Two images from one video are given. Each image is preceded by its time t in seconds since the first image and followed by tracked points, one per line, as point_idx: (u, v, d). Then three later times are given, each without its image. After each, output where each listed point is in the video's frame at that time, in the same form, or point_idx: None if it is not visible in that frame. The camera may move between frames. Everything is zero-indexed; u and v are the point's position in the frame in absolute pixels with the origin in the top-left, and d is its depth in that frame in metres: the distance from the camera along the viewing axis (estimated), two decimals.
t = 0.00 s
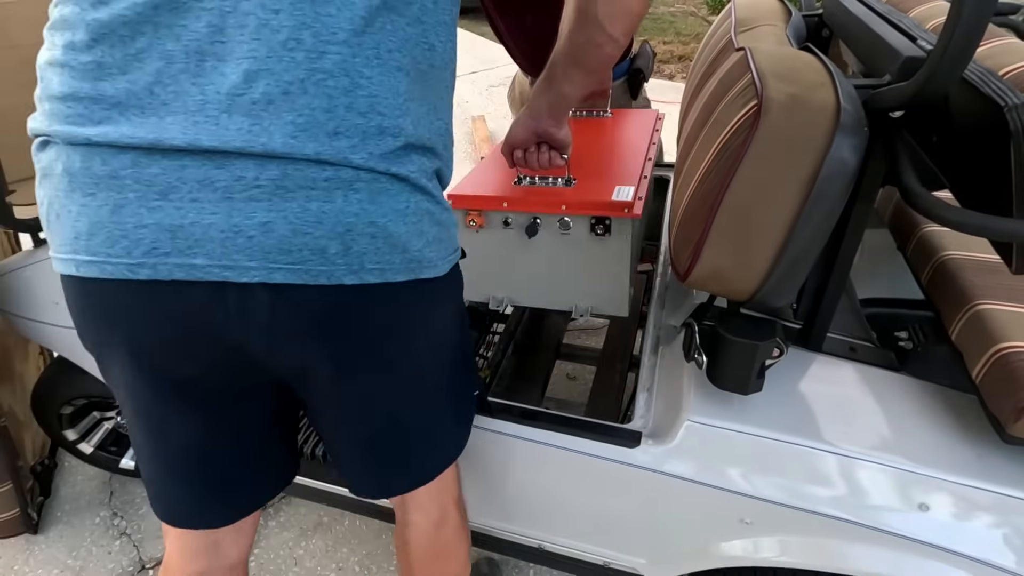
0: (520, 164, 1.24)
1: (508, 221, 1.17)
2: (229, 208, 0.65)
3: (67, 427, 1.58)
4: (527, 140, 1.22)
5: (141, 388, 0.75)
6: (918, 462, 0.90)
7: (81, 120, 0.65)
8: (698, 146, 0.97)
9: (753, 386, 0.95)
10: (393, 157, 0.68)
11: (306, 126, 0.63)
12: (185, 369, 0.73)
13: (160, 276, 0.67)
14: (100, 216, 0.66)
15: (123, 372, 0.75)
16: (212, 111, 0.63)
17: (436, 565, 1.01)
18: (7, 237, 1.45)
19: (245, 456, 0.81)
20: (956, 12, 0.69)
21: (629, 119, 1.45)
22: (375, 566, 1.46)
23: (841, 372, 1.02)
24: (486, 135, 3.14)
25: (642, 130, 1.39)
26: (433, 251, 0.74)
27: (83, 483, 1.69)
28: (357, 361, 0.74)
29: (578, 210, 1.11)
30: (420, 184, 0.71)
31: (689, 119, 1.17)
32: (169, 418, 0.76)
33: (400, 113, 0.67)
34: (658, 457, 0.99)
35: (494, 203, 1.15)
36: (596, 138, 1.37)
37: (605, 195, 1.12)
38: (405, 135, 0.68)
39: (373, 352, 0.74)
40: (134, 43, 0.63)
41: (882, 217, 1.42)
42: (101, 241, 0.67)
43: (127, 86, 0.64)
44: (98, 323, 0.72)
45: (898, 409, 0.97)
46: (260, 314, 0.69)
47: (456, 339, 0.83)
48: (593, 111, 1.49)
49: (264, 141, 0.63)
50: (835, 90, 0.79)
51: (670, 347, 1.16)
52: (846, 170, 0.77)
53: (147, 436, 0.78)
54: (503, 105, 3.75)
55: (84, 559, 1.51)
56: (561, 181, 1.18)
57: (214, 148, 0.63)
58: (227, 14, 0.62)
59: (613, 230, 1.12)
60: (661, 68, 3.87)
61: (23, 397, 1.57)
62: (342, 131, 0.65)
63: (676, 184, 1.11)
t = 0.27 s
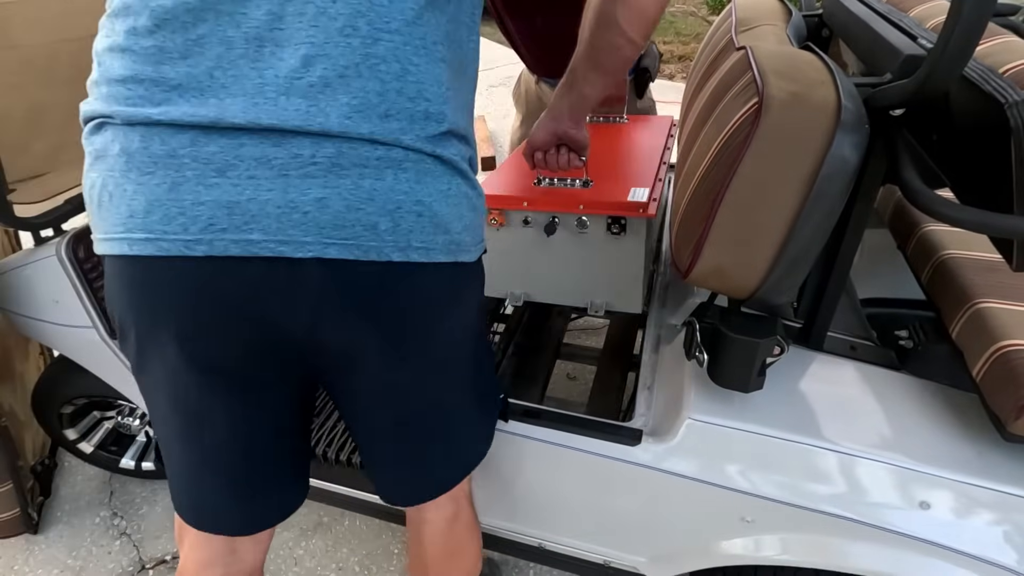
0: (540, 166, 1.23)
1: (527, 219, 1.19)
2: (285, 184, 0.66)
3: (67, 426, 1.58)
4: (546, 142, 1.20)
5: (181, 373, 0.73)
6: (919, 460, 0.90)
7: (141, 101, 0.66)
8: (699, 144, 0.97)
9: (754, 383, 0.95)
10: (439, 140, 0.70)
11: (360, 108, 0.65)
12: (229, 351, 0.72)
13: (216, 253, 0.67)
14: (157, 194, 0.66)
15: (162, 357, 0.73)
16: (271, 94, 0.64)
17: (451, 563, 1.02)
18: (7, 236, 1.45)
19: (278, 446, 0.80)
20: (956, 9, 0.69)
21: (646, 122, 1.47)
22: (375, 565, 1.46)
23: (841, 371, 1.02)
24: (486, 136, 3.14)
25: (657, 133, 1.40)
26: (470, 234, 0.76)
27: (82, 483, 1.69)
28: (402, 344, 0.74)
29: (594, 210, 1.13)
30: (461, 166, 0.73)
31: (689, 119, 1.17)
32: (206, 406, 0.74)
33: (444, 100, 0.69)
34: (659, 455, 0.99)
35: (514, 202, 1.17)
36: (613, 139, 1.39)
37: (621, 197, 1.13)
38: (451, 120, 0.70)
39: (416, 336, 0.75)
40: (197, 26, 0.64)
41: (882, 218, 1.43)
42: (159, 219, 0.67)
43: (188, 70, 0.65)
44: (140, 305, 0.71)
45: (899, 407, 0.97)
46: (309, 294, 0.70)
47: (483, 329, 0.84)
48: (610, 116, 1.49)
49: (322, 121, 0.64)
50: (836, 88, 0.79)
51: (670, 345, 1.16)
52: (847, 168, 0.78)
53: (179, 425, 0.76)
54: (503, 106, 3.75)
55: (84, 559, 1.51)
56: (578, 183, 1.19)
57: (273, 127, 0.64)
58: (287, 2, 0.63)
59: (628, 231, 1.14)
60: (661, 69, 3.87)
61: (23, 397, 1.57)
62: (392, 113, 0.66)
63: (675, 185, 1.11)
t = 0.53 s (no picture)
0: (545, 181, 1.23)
1: (532, 234, 1.19)
2: (314, 177, 0.66)
3: (67, 426, 1.58)
4: (553, 157, 1.21)
5: (204, 365, 0.73)
6: (919, 460, 0.90)
7: (176, 93, 0.67)
8: (698, 144, 0.97)
9: (754, 383, 0.95)
10: (464, 138, 0.70)
11: (391, 104, 0.66)
12: (254, 343, 0.72)
13: (245, 244, 0.67)
14: (188, 184, 0.67)
15: (186, 349, 0.73)
16: (303, 87, 0.64)
17: (456, 562, 1.01)
18: (7, 236, 1.45)
19: (296, 441, 0.79)
20: (956, 9, 0.69)
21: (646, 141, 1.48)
22: (375, 565, 1.46)
23: (840, 371, 1.02)
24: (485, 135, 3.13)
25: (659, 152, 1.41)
26: (491, 235, 0.76)
27: (83, 483, 1.69)
28: (425, 340, 0.74)
29: (599, 226, 1.13)
30: (486, 166, 0.73)
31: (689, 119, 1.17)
32: (229, 398, 0.74)
33: (472, 100, 0.70)
34: (659, 455, 0.99)
35: (519, 217, 1.17)
36: (615, 157, 1.40)
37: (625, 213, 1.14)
38: (477, 120, 0.71)
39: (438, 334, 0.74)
40: (235, 20, 0.65)
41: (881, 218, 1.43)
42: (188, 209, 0.67)
43: (223, 63, 0.65)
44: (166, 295, 0.71)
45: (900, 407, 0.97)
46: (335, 287, 0.70)
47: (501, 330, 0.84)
48: (610, 134, 1.50)
49: (352, 115, 0.65)
50: (837, 88, 0.79)
51: (670, 345, 1.16)
52: (847, 167, 0.78)
53: (199, 417, 0.76)
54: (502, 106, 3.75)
55: (84, 559, 1.51)
56: (583, 199, 1.19)
57: (305, 120, 0.64)
58: None
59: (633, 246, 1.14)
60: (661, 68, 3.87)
61: (23, 397, 1.57)
62: (421, 110, 0.67)
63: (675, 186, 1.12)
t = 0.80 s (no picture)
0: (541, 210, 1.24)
1: (528, 261, 1.20)
2: (331, 182, 0.66)
3: (67, 426, 1.58)
4: (549, 189, 1.23)
5: (212, 372, 0.72)
6: (919, 460, 0.90)
7: (189, 96, 0.66)
8: (698, 145, 0.97)
9: (754, 383, 0.95)
10: (479, 144, 0.71)
11: (407, 110, 0.66)
12: (262, 349, 0.72)
13: (259, 250, 0.67)
14: (202, 189, 0.66)
15: (195, 355, 0.72)
16: (319, 91, 0.64)
17: (461, 565, 1.02)
18: (7, 236, 1.45)
19: (305, 446, 0.79)
20: (956, 9, 0.69)
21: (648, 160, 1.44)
22: (375, 565, 1.46)
23: (840, 372, 1.02)
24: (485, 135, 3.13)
25: (658, 172, 1.40)
26: (502, 239, 0.76)
27: (82, 483, 1.69)
28: (435, 345, 0.74)
29: (591, 259, 1.13)
30: (501, 171, 0.73)
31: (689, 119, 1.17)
32: (238, 404, 0.74)
33: (487, 107, 0.70)
34: (658, 456, 0.99)
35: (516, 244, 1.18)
36: (613, 178, 1.37)
37: (617, 247, 1.14)
38: (492, 127, 0.71)
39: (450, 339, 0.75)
40: (250, 23, 0.65)
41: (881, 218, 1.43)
42: (201, 214, 0.67)
43: (238, 66, 0.65)
44: (174, 301, 0.71)
45: (900, 408, 0.96)
46: (347, 292, 0.70)
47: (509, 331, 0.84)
48: (612, 152, 1.45)
49: (369, 121, 0.65)
50: (837, 88, 0.79)
51: (671, 345, 1.16)
52: (847, 167, 0.78)
53: (207, 424, 0.75)
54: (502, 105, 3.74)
55: (84, 559, 1.51)
56: (578, 228, 1.19)
57: (322, 125, 0.64)
58: (339, 3, 0.64)
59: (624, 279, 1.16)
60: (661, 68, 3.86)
61: (23, 397, 1.57)
62: (437, 117, 0.67)
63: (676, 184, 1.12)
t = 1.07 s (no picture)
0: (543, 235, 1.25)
1: (530, 285, 1.21)
2: (323, 191, 0.65)
3: (67, 426, 1.58)
4: (551, 215, 1.24)
5: (203, 381, 0.72)
6: (919, 461, 0.90)
7: (179, 100, 0.66)
8: (698, 146, 0.97)
9: (754, 383, 0.95)
10: (476, 151, 0.71)
11: (402, 116, 0.66)
12: (253, 358, 0.71)
13: (248, 259, 0.66)
14: (190, 196, 0.66)
15: (185, 364, 0.72)
16: (312, 96, 0.64)
17: (460, 566, 1.02)
18: (7, 236, 1.45)
19: (298, 454, 0.79)
20: (957, 9, 0.69)
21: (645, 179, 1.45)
22: (375, 565, 1.46)
23: (841, 372, 1.02)
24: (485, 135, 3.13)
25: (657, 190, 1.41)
26: (500, 248, 0.76)
27: (82, 483, 1.69)
28: (429, 353, 0.74)
29: (592, 285, 1.13)
30: (497, 179, 0.73)
31: (688, 120, 1.17)
32: (229, 413, 0.73)
33: (484, 115, 0.70)
34: (658, 456, 0.99)
35: (517, 269, 1.18)
36: (613, 199, 1.37)
37: (617, 273, 1.14)
38: (490, 134, 0.71)
39: (444, 348, 0.75)
40: (242, 28, 0.65)
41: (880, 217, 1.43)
42: (189, 222, 0.66)
43: (230, 70, 0.65)
44: (164, 310, 0.70)
45: (900, 408, 0.96)
46: (340, 300, 0.69)
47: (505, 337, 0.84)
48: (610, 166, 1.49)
49: (363, 127, 0.65)
50: (837, 88, 0.79)
51: (671, 346, 1.16)
52: (848, 167, 0.78)
53: (198, 433, 0.75)
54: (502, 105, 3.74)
55: (84, 559, 1.51)
56: (578, 254, 1.19)
57: (314, 131, 0.64)
58: (335, 7, 0.64)
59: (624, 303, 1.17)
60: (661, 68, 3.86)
61: (23, 397, 1.57)
62: (434, 123, 0.67)
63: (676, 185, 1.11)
